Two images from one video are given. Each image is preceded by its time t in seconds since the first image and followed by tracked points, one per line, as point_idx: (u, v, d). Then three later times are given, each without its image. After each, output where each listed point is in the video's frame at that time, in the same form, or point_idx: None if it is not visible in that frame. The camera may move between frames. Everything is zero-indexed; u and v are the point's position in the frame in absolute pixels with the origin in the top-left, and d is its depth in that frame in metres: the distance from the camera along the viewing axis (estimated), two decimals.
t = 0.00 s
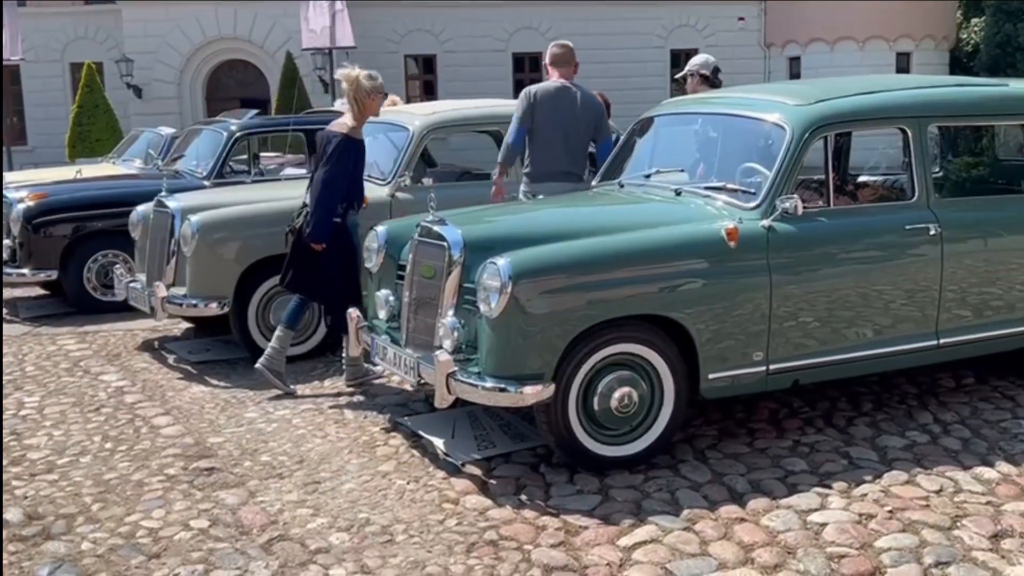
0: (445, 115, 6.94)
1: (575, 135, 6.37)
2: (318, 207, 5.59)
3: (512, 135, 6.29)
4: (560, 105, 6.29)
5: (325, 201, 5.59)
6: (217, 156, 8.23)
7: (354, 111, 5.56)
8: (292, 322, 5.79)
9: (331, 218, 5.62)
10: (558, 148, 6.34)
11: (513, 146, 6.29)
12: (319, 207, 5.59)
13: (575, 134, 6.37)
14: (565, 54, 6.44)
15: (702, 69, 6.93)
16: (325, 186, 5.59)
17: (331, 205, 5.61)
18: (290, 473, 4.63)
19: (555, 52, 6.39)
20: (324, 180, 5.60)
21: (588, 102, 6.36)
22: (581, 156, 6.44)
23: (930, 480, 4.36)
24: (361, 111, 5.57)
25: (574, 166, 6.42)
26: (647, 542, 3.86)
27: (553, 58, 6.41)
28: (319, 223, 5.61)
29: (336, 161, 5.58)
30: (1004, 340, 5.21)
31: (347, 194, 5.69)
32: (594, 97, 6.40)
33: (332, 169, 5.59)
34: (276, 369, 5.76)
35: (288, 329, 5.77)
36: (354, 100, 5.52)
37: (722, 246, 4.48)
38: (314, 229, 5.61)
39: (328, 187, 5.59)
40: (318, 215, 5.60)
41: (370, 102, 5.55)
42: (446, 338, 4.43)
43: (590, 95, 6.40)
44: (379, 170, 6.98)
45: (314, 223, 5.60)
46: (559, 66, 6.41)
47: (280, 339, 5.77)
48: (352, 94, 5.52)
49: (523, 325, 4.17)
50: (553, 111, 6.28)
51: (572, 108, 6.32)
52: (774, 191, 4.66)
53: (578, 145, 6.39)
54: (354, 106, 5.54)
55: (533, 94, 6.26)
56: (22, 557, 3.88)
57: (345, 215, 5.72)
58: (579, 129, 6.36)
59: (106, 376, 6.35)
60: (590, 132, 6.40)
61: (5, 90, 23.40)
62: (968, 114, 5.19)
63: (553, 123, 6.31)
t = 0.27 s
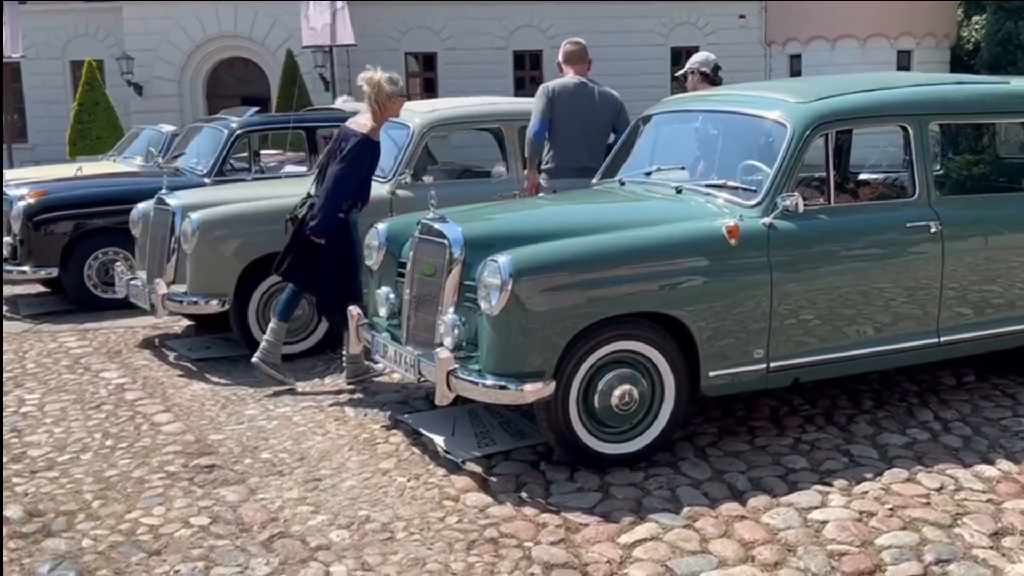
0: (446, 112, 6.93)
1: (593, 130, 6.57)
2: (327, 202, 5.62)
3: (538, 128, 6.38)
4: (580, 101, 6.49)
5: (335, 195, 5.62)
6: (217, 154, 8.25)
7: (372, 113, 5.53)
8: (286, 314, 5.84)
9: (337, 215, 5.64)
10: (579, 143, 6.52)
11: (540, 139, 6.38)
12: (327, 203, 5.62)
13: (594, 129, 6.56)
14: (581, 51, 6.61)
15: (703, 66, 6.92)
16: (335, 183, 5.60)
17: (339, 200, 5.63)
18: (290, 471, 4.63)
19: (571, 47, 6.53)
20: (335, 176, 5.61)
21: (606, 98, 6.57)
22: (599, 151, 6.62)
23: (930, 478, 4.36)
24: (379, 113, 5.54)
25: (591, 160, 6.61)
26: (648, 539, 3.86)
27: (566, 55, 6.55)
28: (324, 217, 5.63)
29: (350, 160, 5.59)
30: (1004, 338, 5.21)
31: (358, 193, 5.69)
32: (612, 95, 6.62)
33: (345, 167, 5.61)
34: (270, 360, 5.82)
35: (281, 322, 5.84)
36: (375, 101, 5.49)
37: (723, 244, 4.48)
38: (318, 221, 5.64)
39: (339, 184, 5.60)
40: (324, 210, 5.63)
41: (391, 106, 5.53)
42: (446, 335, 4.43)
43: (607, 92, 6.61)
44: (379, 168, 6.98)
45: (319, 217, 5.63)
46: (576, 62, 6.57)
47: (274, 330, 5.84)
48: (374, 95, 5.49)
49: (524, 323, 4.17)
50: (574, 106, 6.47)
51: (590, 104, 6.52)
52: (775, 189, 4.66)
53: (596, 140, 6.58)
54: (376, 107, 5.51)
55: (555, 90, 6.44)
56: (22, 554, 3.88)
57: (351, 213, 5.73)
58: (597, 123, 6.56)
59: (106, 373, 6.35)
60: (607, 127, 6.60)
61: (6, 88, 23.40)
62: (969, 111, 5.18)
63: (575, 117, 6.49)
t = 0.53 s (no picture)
0: (447, 111, 6.92)
1: (602, 128, 6.56)
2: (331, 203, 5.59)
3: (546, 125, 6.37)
4: (588, 100, 6.49)
5: (338, 198, 5.58)
6: (217, 152, 8.24)
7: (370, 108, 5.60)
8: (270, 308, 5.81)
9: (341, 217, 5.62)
10: (588, 141, 6.52)
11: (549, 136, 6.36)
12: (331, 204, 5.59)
13: (603, 127, 6.55)
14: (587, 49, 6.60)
15: (703, 65, 6.93)
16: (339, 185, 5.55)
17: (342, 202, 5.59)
18: (291, 469, 4.63)
19: (576, 46, 6.53)
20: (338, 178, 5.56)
21: (615, 96, 6.56)
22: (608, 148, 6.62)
23: (931, 477, 4.36)
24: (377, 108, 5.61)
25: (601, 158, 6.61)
26: (648, 538, 3.86)
27: (572, 54, 6.55)
28: (327, 218, 5.61)
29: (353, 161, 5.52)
30: (1005, 337, 5.21)
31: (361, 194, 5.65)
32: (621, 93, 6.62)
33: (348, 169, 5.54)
34: (251, 351, 5.82)
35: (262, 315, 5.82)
36: (373, 95, 5.57)
37: (724, 243, 4.48)
38: (321, 223, 5.63)
39: (344, 187, 5.54)
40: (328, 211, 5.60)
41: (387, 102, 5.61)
42: (447, 334, 4.43)
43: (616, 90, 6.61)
44: (380, 166, 6.98)
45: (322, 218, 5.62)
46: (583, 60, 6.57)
47: (255, 321, 5.82)
48: (372, 90, 5.57)
49: (525, 322, 4.17)
50: (582, 104, 6.46)
51: (599, 102, 6.52)
52: (775, 188, 4.66)
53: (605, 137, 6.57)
54: (372, 100, 5.59)
55: (563, 89, 6.44)
56: (24, 552, 3.89)
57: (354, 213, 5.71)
58: (607, 121, 6.55)
59: (107, 371, 6.35)
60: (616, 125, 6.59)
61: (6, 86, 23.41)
62: (970, 110, 5.18)
63: (583, 116, 6.49)
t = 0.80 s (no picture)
0: (448, 110, 6.93)
1: (605, 127, 6.55)
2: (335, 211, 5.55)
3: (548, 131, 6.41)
4: (589, 100, 6.49)
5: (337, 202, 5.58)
6: (220, 151, 8.19)
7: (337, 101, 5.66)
8: (259, 316, 5.82)
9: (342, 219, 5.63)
10: (592, 140, 6.52)
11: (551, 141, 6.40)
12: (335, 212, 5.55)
13: (607, 127, 6.55)
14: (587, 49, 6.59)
15: (703, 64, 6.92)
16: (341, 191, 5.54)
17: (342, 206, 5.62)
18: (292, 468, 4.64)
19: (575, 46, 6.52)
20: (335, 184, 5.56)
21: (618, 95, 6.55)
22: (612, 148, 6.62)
23: (931, 476, 4.37)
24: (344, 102, 5.67)
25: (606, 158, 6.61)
26: (649, 537, 3.87)
27: (572, 54, 6.53)
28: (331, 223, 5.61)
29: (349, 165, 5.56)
30: (1005, 337, 5.21)
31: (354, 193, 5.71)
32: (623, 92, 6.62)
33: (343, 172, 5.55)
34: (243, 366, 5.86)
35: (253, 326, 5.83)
36: (339, 89, 5.64)
37: (724, 242, 4.48)
38: (327, 231, 5.62)
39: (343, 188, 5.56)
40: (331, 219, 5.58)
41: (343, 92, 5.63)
42: (448, 334, 4.44)
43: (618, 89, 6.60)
44: (381, 166, 6.98)
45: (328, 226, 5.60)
46: (583, 60, 6.56)
47: (247, 333, 5.84)
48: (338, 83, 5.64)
49: (525, 321, 4.18)
50: (584, 104, 6.46)
51: (602, 102, 6.51)
52: (776, 187, 4.66)
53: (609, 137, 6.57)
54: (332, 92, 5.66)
55: (564, 91, 6.45)
56: (25, 551, 3.89)
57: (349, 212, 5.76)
58: (610, 121, 6.55)
59: (108, 371, 6.36)
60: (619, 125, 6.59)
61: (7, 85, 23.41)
62: (971, 110, 5.18)
63: (586, 117, 6.49)
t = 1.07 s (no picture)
0: (448, 111, 6.93)
1: (604, 128, 6.55)
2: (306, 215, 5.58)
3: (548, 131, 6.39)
4: (589, 99, 6.47)
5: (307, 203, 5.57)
6: (222, 152, 8.21)
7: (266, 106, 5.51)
8: (247, 335, 5.70)
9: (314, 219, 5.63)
10: (592, 140, 6.52)
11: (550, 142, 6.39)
12: (306, 214, 5.58)
13: (605, 127, 6.55)
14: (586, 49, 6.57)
15: (704, 65, 6.92)
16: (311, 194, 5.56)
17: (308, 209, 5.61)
18: (293, 469, 4.64)
19: (573, 45, 6.51)
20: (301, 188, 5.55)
21: (617, 96, 6.54)
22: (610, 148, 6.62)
23: (932, 476, 4.37)
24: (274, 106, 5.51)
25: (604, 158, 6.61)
26: (650, 538, 3.87)
27: (570, 53, 6.51)
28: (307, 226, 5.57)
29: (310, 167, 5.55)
30: (1006, 337, 5.21)
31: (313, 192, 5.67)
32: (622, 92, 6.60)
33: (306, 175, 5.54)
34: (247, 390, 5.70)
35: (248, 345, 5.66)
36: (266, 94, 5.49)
37: (725, 242, 4.48)
38: (303, 234, 5.59)
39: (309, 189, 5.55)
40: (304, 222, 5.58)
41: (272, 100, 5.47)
42: (449, 334, 4.44)
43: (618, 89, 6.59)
44: (382, 166, 6.99)
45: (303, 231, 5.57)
46: (582, 59, 6.55)
47: (243, 356, 5.65)
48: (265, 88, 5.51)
49: (526, 321, 4.18)
50: (584, 104, 6.44)
51: (602, 102, 6.50)
52: (777, 187, 4.66)
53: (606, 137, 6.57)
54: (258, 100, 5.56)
55: (565, 91, 6.43)
56: (26, 551, 3.90)
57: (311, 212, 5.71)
58: (608, 121, 6.55)
59: (109, 371, 6.36)
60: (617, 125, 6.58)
61: (8, 85, 23.41)
62: (971, 110, 5.18)
63: (586, 117, 6.48)
